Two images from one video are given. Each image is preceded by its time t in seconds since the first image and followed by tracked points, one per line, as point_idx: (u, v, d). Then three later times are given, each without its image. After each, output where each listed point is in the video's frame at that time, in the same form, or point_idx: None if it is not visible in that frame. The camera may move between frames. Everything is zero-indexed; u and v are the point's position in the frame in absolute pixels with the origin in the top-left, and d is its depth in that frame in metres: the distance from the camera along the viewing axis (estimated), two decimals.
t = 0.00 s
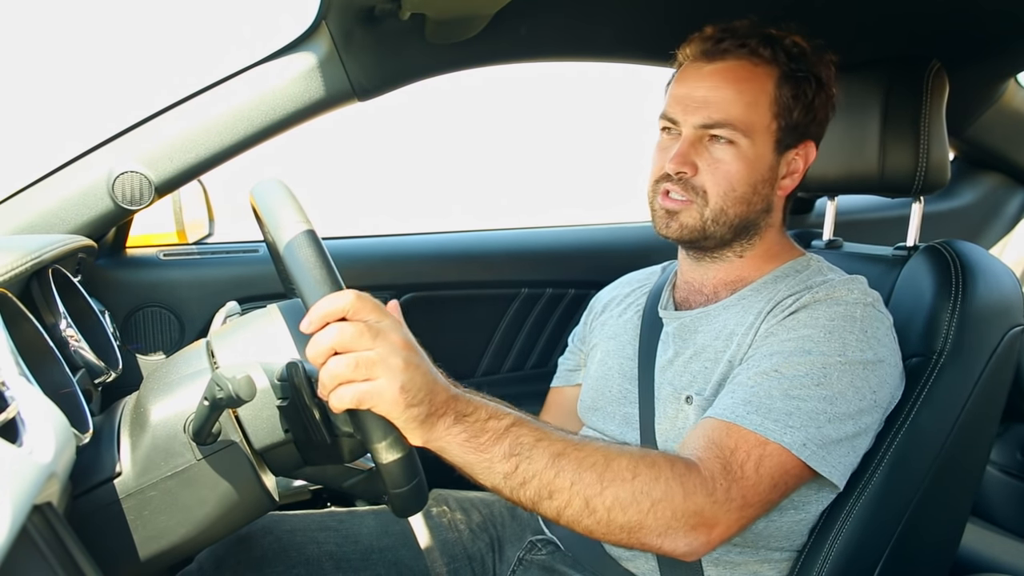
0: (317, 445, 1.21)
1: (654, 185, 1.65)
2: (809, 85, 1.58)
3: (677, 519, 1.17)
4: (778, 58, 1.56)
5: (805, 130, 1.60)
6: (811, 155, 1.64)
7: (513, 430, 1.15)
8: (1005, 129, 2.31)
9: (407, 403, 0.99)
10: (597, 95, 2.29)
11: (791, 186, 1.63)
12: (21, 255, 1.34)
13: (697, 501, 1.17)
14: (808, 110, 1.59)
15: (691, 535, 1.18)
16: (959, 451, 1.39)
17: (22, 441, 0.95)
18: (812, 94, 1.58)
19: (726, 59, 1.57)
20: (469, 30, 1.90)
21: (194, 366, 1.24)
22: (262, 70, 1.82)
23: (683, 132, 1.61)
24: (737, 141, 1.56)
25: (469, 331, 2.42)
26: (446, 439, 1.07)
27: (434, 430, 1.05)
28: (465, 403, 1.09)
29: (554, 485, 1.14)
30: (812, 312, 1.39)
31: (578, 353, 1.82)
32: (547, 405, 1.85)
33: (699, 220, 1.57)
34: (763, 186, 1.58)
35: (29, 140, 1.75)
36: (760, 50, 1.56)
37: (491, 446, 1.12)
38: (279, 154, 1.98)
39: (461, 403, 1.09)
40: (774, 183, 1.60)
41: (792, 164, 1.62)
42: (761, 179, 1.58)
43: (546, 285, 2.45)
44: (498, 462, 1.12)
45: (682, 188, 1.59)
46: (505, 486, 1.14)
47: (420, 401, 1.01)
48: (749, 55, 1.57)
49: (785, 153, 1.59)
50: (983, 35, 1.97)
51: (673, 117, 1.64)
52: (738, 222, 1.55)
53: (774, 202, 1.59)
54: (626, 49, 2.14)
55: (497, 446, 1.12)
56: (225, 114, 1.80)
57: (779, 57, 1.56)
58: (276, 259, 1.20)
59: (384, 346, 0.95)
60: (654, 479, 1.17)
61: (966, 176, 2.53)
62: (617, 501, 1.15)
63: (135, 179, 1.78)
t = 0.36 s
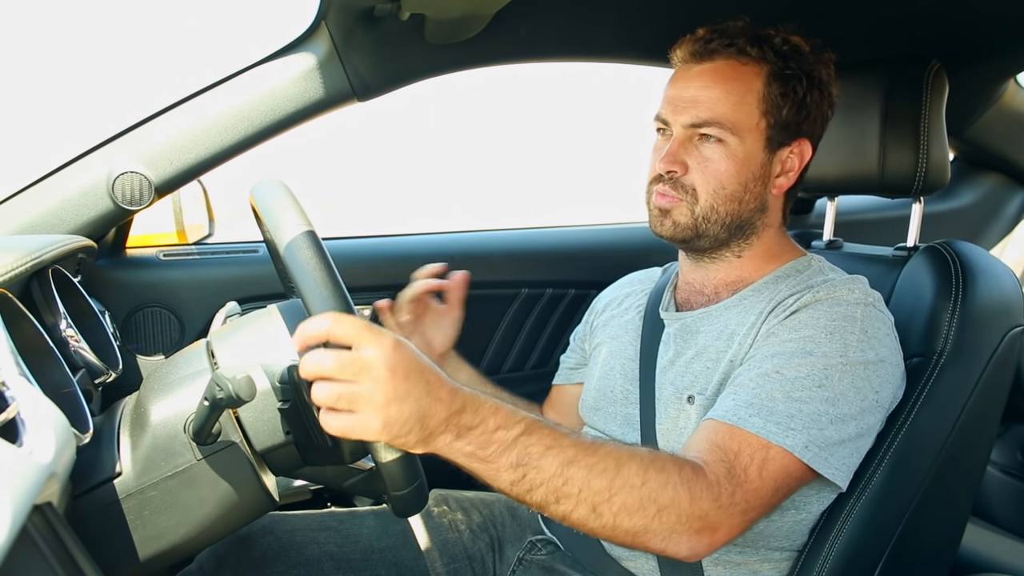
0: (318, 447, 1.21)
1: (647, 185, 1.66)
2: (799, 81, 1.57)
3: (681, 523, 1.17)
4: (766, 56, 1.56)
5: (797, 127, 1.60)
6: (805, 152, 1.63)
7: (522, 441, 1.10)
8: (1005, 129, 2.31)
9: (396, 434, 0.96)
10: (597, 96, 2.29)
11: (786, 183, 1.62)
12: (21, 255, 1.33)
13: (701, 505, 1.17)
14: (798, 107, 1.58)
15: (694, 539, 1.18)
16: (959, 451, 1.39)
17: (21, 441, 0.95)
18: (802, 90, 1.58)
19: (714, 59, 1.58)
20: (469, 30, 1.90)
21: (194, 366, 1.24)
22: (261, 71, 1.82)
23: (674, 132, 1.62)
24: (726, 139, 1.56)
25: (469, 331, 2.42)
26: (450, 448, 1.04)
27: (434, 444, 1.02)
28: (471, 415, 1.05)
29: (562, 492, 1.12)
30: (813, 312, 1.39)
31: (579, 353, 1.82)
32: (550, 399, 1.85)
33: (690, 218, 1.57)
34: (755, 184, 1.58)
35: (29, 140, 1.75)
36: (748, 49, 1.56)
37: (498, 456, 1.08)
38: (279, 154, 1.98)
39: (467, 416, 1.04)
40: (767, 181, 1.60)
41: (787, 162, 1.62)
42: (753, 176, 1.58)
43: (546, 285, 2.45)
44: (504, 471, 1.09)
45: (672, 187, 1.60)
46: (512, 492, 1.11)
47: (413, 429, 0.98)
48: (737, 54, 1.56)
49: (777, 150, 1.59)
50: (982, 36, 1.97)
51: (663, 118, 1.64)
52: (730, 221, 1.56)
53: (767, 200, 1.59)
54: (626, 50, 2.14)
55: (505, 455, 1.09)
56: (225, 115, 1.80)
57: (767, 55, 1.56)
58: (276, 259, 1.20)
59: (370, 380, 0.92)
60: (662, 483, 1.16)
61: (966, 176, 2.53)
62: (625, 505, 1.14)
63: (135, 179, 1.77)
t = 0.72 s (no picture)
0: (320, 450, 1.22)
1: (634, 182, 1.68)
2: (778, 74, 1.60)
3: (681, 527, 1.17)
4: (744, 51, 1.60)
5: (777, 119, 1.62)
6: (787, 145, 1.64)
7: (525, 442, 1.13)
8: (1005, 129, 2.32)
9: (400, 435, 0.98)
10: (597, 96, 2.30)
11: (769, 176, 1.62)
12: (21, 255, 1.33)
13: (701, 509, 1.18)
14: (777, 99, 1.61)
15: (693, 542, 1.19)
16: (959, 450, 1.39)
17: (21, 441, 0.95)
18: (780, 84, 1.61)
19: (694, 54, 1.62)
20: (469, 30, 1.90)
21: (194, 366, 1.24)
22: (261, 71, 1.82)
23: (656, 126, 1.65)
24: (706, 129, 1.59)
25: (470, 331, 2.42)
26: (455, 454, 1.06)
27: (439, 446, 1.04)
28: (472, 416, 1.07)
29: (565, 494, 1.14)
30: (807, 309, 1.39)
31: (577, 355, 1.83)
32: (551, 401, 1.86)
33: (674, 208, 1.58)
34: (737, 174, 1.59)
35: (29, 140, 1.75)
36: (726, 44, 1.60)
37: (502, 459, 1.10)
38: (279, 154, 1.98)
39: (469, 417, 1.06)
40: (749, 173, 1.60)
41: (769, 154, 1.62)
42: (734, 166, 1.59)
43: (546, 285, 2.45)
44: (508, 474, 1.11)
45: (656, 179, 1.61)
46: (515, 495, 1.13)
47: (413, 430, 0.99)
48: (717, 50, 1.61)
49: (758, 142, 1.61)
50: (982, 36, 1.97)
51: (647, 115, 1.68)
52: (713, 211, 1.57)
53: (751, 190, 1.59)
54: (626, 50, 2.15)
55: (508, 459, 1.11)
56: (224, 115, 1.80)
57: (745, 50, 1.60)
58: (276, 258, 1.20)
59: (366, 385, 0.94)
60: (661, 486, 1.17)
61: (966, 176, 2.53)
62: (626, 508, 1.15)
63: (135, 179, 1.78)
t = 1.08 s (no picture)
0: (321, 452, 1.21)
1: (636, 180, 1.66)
2: (782, 76, 1.60)
3: (681, 533, 1.18)
4: (749, 52, 1.60)
5: (781, 121, 1.62)
6: (791, 147, 1.64)
7: (523, 450, 1.13)
8: (1005, 129, 2.32)
9: (401, 441, 0.99)
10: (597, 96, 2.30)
11: (772, 178, 1.62)
12: (21, 255, 1.33)
13: (701, 515, 1.18)
14: (781, 101, 1.61)
15: (693, 547, 1.19)
16: (958, 450, 1.39)
17: (22, 441, 0.95)
18: (785, 86, 1.60)
19: (700, 54, 1.62)
20: (469, 30, 1.90)
21: (194, 366, 1.24)
22: (261, 71, 1.82)
23: (661, 125, 1.65)
24: (709, 130, 1.58)
25: (470, 331, 2.42)
26: (453, 461, 1.07)
27: (438, 454, 1.05)
28: (472, 424, 1.08)
29: (564, 501, 1.14)
30: (807, 312, 1.38)
31: (577, 356, 1.83)
32: (547, 399, 1.86)
33: (676, 209, 1.57)
34: (741, 176, 1.59)
35: (29, 140, 1.75)
36: (732, 45, 1.61)
37: (500, 467, 1.11)
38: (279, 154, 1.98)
39: (468, 425, 1.07)
40: (752, 175, 1.60)
41: (772, 156, 1.62)
42: (737, 168, 1.59)
43: (546, 285, 2.45)
44: (506, 482, 1.12)
45: (658, 177, 1.60)
46: (514, 503, 1.14)
47: (413, 437, 1.00)
48: (721, 50, 1.61)
49: (762, 144, 1.61)
50: (982, 36, 1.98)
51: (653, 113, 1.68)
52: (716, 212, 1.56)
53: (753, 193, 1.59)
54: (626, 50, 2.15)
55: (507, 466, 1.12)
56: (224, 115, 1.80)
57: (750, 52, 1.60)
58: (275, 257, 1.20)
59: (371, 392, 0.95)
60: (662, 493, 1.18)
61: (966, 176, 2.53)
62: (626, 516, 1.16)
63: (136, 179, 1.77)
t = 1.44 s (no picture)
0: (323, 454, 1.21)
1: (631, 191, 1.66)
2: (773, 80, 1.59)
3: (678, 546, 1.20)
4: (739, 57, 1.58)
5: (773, 125, 1.62)
6: (785, 150, 1.64)
7: (524, 460, 1.17)
8: (1005, 128, 2.32)
9: (405, 448, 1.02)
10: (597, 96, 2.30)
11: (768, 181, 1.62)
12: (22, 255, 1.33)
13: (698, 528, 1.20)
14: (773, 105, 1.60)
15: (691, 559, 1.22)
16: (958, 450, 1.39)
17: (22, 441, 0.95)
18: (776, 90, 1.60)
19: (688, 63, 1.60)
20: (469, 30, 1.91)
21: (194, 366, 1.24)
22: (261, 71, 1.82)
23: (653, 136, 1.63)
24: (704, 140, 1.57)
25: (470, 331, 2.42)
26: (455, 469, 1.10)
27: (441, 461, 1.08)
28: (475, 433, 1.11)
29: (562, 511, 1.17)
30: (800, 317, 1.38)
31: (577, 358, 1.83)
32: (550, 404, 1.86)
33: (675, 221, 1.57)
34: (736, 183, 1.58)
35: (30, 140, 1.75)
36: (721, 50, 1.58)
37: (501, 475, 1.14)
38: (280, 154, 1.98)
39: (471, 434, 1.10)
40: (748, 180, 1.60)
41: (767, 160, 1.62)
42: (733, 176, 1.58)
43: (546, 285, 2.45)
44: (507, 490, 1.15)
45: (654, 191, 1.60)
46: (514, 510, 1.17)
47: (417, 445, 1.02)
48: (711, 57, 1.59)
49: (756, 149, 1.60)
50: (982, 36, 1.98)
51: (643, 123, 1.66)
52: (715, 222, 1.56)
53: (750, 198, 1.59)
54: (627, 50, 2.15)
55: (507, 475, 1.15)
56: (225, 115, 1.80)
57: (739, 56, 1.58)
58: (275, 256, 1.20)
59: (375, 400, 0.96)
60: (660, 506, 1.20)
61: (967, 176, 2.53)
62: (624, 528, 1.19)
63: (136, 179, 1.78)
